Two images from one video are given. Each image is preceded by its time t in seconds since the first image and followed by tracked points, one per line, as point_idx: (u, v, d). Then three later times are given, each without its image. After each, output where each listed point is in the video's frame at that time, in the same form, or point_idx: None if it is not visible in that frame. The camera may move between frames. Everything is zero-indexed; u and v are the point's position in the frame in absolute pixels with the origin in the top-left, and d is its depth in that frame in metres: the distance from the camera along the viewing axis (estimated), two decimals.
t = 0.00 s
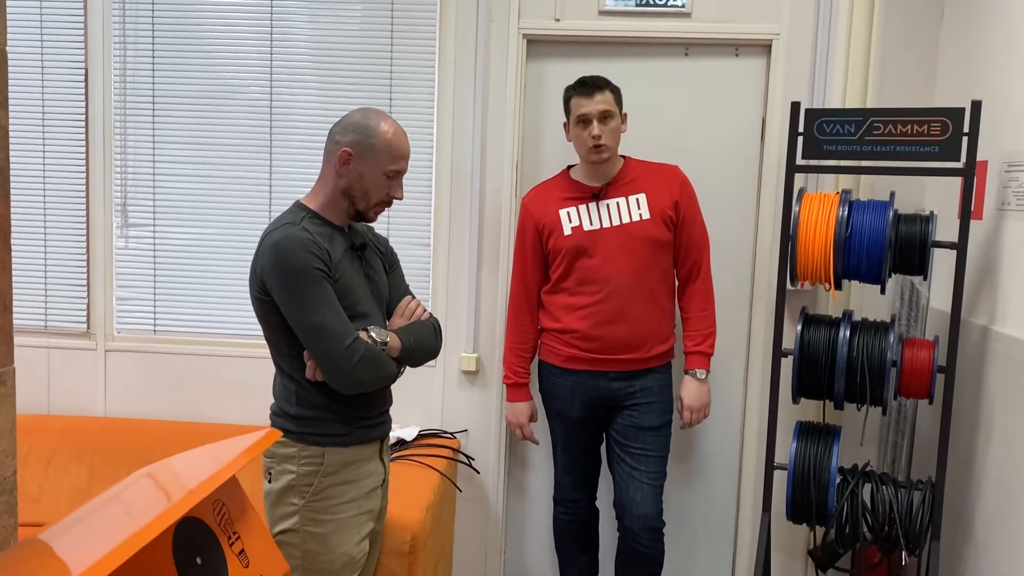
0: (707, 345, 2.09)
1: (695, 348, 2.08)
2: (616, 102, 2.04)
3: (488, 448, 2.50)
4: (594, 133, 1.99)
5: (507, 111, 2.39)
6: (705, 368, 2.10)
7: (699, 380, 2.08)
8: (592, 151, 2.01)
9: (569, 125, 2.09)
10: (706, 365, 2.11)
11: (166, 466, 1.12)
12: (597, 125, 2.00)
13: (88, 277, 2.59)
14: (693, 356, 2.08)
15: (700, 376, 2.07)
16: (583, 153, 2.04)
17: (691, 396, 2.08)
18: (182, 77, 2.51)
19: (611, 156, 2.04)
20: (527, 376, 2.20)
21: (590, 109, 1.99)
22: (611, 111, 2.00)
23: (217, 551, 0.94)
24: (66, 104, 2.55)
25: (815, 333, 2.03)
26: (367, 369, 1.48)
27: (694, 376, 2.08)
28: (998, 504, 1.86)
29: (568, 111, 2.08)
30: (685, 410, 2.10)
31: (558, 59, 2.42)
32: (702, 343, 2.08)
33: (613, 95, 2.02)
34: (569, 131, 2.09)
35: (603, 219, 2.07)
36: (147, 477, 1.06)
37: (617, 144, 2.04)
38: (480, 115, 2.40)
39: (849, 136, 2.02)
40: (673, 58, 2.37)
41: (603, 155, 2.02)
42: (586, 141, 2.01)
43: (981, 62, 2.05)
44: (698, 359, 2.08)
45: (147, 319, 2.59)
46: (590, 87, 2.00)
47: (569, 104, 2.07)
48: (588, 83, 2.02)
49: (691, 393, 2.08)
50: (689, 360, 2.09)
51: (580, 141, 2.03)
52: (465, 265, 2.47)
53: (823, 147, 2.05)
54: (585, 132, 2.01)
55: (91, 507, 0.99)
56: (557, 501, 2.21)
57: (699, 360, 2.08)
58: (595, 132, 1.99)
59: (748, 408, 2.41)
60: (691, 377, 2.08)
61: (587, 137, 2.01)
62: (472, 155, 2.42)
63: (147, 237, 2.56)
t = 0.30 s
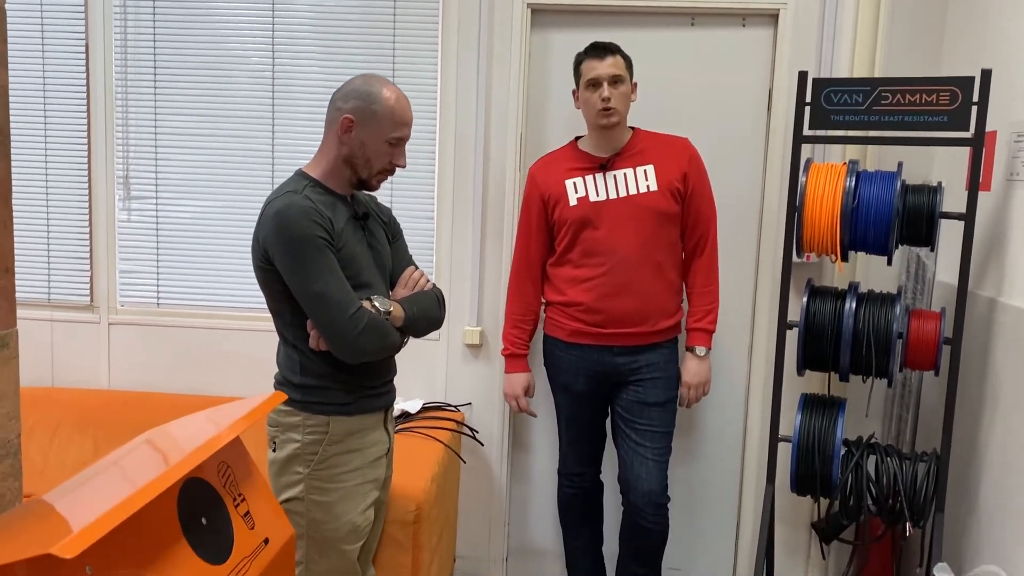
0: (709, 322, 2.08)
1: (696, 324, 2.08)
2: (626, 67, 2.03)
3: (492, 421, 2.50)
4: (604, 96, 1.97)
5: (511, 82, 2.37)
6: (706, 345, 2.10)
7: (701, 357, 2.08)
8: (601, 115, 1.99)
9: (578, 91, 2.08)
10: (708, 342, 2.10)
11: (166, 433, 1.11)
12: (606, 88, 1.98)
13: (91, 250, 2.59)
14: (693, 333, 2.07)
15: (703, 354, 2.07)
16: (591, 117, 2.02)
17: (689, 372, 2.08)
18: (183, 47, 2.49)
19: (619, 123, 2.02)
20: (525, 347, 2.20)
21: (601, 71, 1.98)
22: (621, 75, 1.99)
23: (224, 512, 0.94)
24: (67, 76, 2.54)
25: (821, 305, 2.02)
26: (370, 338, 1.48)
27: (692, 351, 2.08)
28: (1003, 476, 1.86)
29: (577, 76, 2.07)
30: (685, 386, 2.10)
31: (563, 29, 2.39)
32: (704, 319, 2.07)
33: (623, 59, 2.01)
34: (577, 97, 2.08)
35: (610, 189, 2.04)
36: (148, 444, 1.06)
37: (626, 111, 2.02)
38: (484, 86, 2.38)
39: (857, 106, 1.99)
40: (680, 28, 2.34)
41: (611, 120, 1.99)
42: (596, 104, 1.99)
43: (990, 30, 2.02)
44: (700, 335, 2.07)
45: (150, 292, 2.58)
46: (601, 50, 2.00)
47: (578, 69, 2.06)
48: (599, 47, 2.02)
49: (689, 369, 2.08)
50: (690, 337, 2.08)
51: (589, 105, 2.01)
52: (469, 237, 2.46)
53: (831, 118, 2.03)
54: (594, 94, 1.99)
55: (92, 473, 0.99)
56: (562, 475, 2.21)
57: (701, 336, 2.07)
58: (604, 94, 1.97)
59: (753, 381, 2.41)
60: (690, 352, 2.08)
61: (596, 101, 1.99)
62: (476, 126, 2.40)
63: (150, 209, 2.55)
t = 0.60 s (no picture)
0: (736, 290, 2.05)
1: (723, 291, 2.05)
2: (635, 31, 2.01)
3: (498, 392, 2.51)
4: (612, 60, 1.96)
5: (517, 51, 2.36)
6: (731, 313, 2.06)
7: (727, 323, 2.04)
8: (609, 80, 1.98)
9: (586, 57, 2.06)
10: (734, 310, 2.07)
11: (171, 398, 1.11)
12: (615, 53, 1.97)
13: (96, 220, 2.58)
14: (720, 300, 2.04)
15: (728, 320, 2.03)
16: (599, 83, 2.01)
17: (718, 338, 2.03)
18: (186, 16, 2.47)
19: (628, 87, 2.01)
20: (541, 320, 2.18)
21: (609, 36, 1.96)
22: (630, 39, 1.97)
23: (234, 471, 0.95)
24: (71, 44, 2.52)
25: (828, 275, 2.02)
26: (376, 305, 1.48)
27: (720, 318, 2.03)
28: (1010, 445, 1.86)
29: (586, 42, 2.05)
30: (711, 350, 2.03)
31: None
32: (731, 286, 2.04)
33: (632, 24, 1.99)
34: (585, 64, 2.07)
35: (621, 157, 2.03)
36: (152, 408, 1.06)
37: (635, 76, 2.01)
38: (490, 54, 2.36)
39: (866, 74, 1.98)
40: None
41: (619, 84, 1.98)
42: (603, 69, 1.98)
43: None
44: (725, 303, 2.04)
45: (156, 263, 2.59)
46: (609, 14, 1.98)
47: (586, 34, 2.04)
48: (608, 11, 2.00)
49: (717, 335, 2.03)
50: (716, 305, 2.05)
51: (597, 71, 2.00)
52: (475, 208, 2.45)
53: (838, 86, 2.01)
54: (602, 59, 1.98)
55: (98, 437, 0.99)
56: (569, 446, 2.21)
57: (728, 303, 2.04)
58: (612, 59, 1.96)
59: (759, 352, 2.41)
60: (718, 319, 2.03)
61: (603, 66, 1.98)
62: (481, 95, 2.39)
63: (154, 179, 2.55)
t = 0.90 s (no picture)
0: (732, 260, 2.03)
1: (720, 262, 2.04)
2: None
3: (503, 362, 2.52)
4: (616, 26, 1.95)
5: (521, 19, 2.34)
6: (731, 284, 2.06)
7: (727, 297, 2.03)
8: (613, 46, 1.97)
9: (591, 25, 2.04)
10: (734, 282, 2.06)
11: (174, 363, 1.12)
12: (619, 20, 1.95)
13: (101, 190, 2.59)
14: (718, 272, 2.03)
15: (727, 292, 2.03)
16: (604, 50, 2.00)
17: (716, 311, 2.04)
18: None
19: (634, 53, 2.00)
20: (548, 293, 2.18)
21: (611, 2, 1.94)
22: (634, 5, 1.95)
23: (239, 432, 0.96)
24: (73, 13, 2.51)
25: (832, 245, 2.02)
26: (377, 274, 1.48)
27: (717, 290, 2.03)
28: (1013, 415, 1.86)
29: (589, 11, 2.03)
30: (709, 327, 2.06)
31: None
32: (728, 257, 2.03)
33: None
34: (590, 33, 2.05)
35: (627, 126, 2.02)
36: (155, 373, 1.07)
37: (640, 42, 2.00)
38: (494, 23, 2.35)
39: (873, 42, 1.96)
40: None
41: (624, 51, 1.97)
42: (608, 36, 1.97)
43: None
44: (723, 274, 2.03)
45: (160, 233, 2.59)
46: None
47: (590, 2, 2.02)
48: None
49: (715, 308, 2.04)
50: (714, 276, 2.05)
51: (600, 39, 1.99)
52: (478, 179, 2.45)
53: (845, 54, 2.00)
54: (606, 26, 1.97)
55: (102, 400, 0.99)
56: (574, 416, 2.22)
57: (725, 275, 2.03)
58: (616, 27, 1.95)
59: (762, 323, 2.42)
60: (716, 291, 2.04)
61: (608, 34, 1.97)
62: (485, 64, 2.38)
63: (158, 149, 2.55)
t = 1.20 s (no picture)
0: (731, 230, 2.06)
1: (718, 232, 2.06)
2: None
3: (507, 332, 2.54)
4: None
5: None
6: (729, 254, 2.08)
7: (722, 266, 2.06)
8: (619, 14, 1.96)
9: None
10: (732, 251, 2.08)
11: (182, 323, 1.14)
12: None
13: (107, 160, 2.60)
14: (717, 242, 2.06)
15: (722, 262, 2.05)
16: (609, 18, 2.00)
17: (708, 281, 2.07)
18: None
19: (639, 21, 1.99)
20: (551, 262, 2.20)
21: None
22: None
23: (247, 392, 0.98)
24: None
25: (835, 214, 2.02)
26: (380, 241, 1.49)
27: (712, 260, 2.06)
28: (1014, 383, 1.88)
29: None
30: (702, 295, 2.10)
31: None
32: (727, 227, 2.05)
33: None
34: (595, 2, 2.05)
35: (632, 94, 2.02)
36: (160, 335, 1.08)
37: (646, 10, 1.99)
38: None
39: (879, 10, 1.95)
40: None
41: (630, 18, 1.96)
42: (613, 4, 1.96)
43: None
44: (722, 244, 2.06)
45: (167, 203, 2.61)
46: None
47: None
48: None
49: (709, 277, 2.07)
50: (712, 245, 2.07)
51: (605, 8, 1.99)
52: (483, 149, 2.45)
53: (850, 23, 1.98)
54: None
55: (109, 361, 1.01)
56: (577, 385, 2.25)
57: (723, 245, 2.06)
58: None
59: (765, 293, 2.43)
60: (711, 260, 2.07)
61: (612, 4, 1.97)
62: (490, 32, 2.37)
63: (164, 119, 2.55)
